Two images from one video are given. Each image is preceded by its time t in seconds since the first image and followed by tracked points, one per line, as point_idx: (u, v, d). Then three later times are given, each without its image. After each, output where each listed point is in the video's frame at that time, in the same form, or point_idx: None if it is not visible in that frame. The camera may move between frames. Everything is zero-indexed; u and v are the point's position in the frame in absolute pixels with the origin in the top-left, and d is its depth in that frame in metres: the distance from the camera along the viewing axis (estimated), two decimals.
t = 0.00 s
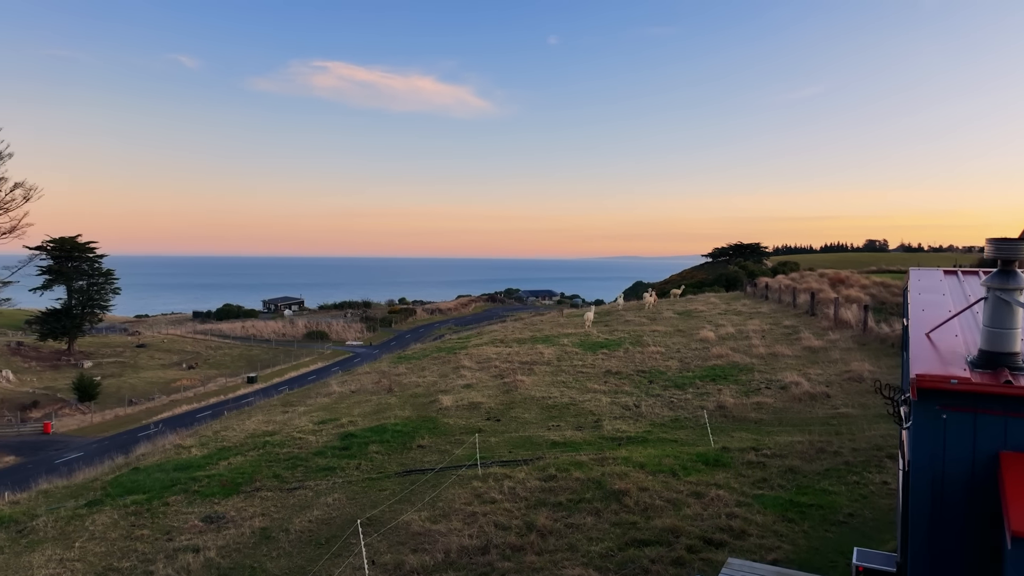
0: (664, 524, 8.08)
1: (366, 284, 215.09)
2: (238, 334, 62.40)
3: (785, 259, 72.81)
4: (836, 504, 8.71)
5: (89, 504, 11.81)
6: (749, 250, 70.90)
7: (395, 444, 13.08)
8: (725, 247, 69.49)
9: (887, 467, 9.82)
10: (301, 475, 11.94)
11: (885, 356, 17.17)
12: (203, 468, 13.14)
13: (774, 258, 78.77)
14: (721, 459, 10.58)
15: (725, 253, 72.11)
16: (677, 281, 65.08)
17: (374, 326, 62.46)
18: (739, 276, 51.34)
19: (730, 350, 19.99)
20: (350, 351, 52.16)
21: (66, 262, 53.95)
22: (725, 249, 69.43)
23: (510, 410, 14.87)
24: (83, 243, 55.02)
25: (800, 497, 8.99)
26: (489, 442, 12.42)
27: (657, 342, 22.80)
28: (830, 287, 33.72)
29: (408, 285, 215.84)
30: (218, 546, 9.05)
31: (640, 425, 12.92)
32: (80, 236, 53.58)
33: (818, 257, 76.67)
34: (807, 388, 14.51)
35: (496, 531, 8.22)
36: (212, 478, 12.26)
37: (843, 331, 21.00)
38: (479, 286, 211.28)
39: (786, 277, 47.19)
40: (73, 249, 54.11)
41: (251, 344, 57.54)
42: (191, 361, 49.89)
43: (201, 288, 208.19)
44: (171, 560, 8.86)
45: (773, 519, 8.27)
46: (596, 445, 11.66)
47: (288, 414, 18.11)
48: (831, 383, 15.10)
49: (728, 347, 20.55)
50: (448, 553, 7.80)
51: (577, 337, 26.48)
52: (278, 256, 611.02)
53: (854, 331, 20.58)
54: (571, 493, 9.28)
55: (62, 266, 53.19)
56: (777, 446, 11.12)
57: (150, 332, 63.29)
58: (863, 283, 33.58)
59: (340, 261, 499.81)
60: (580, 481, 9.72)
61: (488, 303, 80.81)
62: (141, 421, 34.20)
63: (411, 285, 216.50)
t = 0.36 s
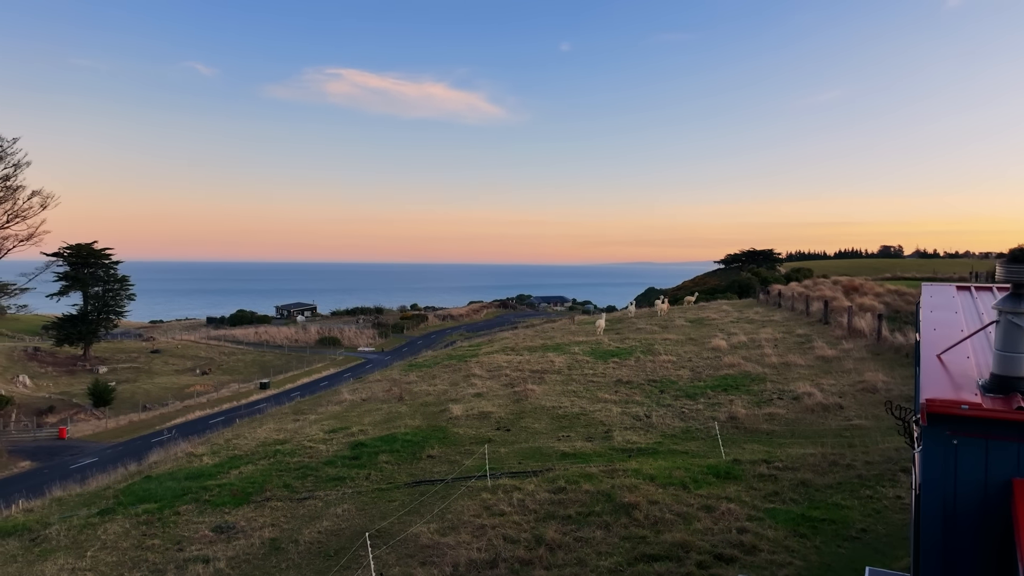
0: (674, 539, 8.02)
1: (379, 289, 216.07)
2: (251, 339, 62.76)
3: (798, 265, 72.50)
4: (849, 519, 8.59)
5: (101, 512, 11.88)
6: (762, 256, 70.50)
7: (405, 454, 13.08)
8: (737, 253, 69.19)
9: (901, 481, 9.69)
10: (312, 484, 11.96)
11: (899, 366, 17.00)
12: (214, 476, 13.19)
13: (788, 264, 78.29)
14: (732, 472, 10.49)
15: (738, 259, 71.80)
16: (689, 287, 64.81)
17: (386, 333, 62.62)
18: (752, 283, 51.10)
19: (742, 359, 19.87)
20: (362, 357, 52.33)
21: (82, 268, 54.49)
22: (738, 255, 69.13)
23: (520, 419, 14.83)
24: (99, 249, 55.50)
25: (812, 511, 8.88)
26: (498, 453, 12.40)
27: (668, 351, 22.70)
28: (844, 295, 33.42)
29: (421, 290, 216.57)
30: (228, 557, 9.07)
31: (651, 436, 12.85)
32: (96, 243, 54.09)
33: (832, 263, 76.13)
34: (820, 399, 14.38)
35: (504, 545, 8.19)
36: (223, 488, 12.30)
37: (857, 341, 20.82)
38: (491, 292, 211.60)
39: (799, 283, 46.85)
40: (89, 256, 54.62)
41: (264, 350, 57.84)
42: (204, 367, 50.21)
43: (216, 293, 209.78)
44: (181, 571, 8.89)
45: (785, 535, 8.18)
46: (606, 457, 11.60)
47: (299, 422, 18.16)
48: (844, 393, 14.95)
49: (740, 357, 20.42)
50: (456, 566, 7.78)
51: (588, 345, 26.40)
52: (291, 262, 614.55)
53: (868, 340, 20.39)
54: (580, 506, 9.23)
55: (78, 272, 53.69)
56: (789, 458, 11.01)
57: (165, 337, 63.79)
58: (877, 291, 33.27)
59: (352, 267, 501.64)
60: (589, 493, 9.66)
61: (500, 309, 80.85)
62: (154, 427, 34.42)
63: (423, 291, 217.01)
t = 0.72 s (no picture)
0: (683, 554, 7.96)
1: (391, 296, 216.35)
2: (264, 345, 63.06)
3: (812, 272, 71.89)
4: (862, 535, 8.49)
5: (113, 521, 11.94)
6: (776, 262, 70.06)
7: (415, 464, 13.08)
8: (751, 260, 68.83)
9: (916, 496, 9.55)
10: (322, 494, 11.98)
11: (914, 376, 16.81)
12: (225, 486, 13.25)
13: (802, 271, 77.68)
14: (743, 485, 10.41)
15: (751, 266, 71.41)
16: (702, 294, 64.43)
17: (398, 339, 62.75)
18: (765, 290, 50.76)
19: (754, 369, 19.72)
20: (374, 363, 52.40)
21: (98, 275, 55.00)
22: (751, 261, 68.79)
23: (530, 429, 14.79)
24: (115, 256, 56.04)
25: (824, 527, 8.78)
26: (508, 464, 12.37)
27: (680, 359, 22.58)
28: (859, 303, 33.07)
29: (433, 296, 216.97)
30: (237, 568, 9.09)
31: (662, 447, 12.79)
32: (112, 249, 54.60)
33: (847, 270, 75.46)
34: (833, 410, 14.24)
35: (513, 559, 8.16)
36: (234, 497, 12.33)
37: (871, 350, 20.63)
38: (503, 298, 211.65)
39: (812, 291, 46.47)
40: (105, 262, 55.11)
41: (276, 356, 58.09)
42: (217, 373, 50.50)
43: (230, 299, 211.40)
44: None
45: (796, 551, 8.08)
46: (617, 468, 11.55)
47: (310, 431, 18.20)
48: (858, 404, 14.79)
49: (752, 366, 20.27)
50: None
51: (600, 353, 26.30)
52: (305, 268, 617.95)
53: (883, 350, 20.19)
54: (590, 520, 9.19)
55: (94, 278, 54.23)
56: (801, 471, 10.92)
57: (179, 343, 64.18)
58: (892, 299, 32.91)
59: (365, 272, 503.37)
60: (599, 506, 9.60)
61: (512, 315, 80.88)
62: (168, 433, 34.60)
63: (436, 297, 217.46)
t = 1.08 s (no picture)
0: (693, 570, 7.87)
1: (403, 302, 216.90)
2: (277, 351, 63.35)
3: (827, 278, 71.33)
4: (876, 551, 8.37)
5: (124, 531, 11.99)
6: (789, 269, 69.59)
7: (424, 475, 13.05)
8: (764, 266, 68.44)
9: (931, 510, 9.41)
10: (331, 505, 11.99)
11: (929, 387, 16.60)
12: (236, 495, 13.28)
13: (816, 277, 77.07)
14: (754, 498, 10.31)
15: (764, 272, 70.95)
16: (715, 300, 64.07)
17: (410, 345, 62.82)
18: (778, 296, 50.40)
19: (767, 378, 19.56)
20: (385, 370, 52.49)
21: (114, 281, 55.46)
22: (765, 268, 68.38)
23: (540, 440, 14.73)
24: (130, 262, 56.49)
25: (837, 542, 8.68)
26: (517, 475, 12.32)
27: (691, 368, 22.44)
28: (873, 311, 32.72)
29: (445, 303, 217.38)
30: None
31: (673, 459, 12.70)
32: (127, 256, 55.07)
33: (862, 276, 74.78)
34: (846, 421, 14.09)
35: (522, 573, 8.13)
36: (245, 507, 12.36)
37: (885, 360, 20.41)
38: (515, 304, 211.53)
39: (827, 298, 46.08)
40: (120, 268, 55.58)
41: (289, 362, 58.32)
42: (230, 378, 50.75)
43: (244, 305, 212.73)
44: None
45: (808, 567, 7.97)
46: (627, 480, 11.49)
47: (321, 439, 18.23)
48: (872, 416, 14.63)
49: (765, 375, 20.11)
50: None
51: (611, 362, 26.18)
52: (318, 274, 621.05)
53: (897, 359, 19.97)
54: (599, 534, 9.13)
55: (109, 285, 54.69)
56: (814, 484, 10.81)
57: (192, 349, 64.55)
58: (908, 307, 32.54)
59: (378, 278, 505.22)
60: (609, 520, 9.54)
61: (524, 321, 80.79)
62: (181, 439, 34.79)
63: (448, 303, 217.76)
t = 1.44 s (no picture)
0: None
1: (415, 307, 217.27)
2: (289, 357, 63.60)
3: (840, 285, 70.81)
4: (889, 567, 8.25)
5: (135, 540, 12.04)
6: (802, 275, 69.20)
7: (434, 485, 13.02)
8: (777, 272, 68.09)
9: (946, 526, 9.28)
10: (341, 516, 11.98)
11: (944, 398, 16.41)
12: (246, 505, 13.32)
13: (829, 284, 76.56)
14: (766, 512, 10.21)
15: (777, 279, 70.56)
16: (727, 307, 63.75)
17: (421, 351, 62.90)
18: (791, 303, 50.07)
19: (779, 388, 19.40)
20: (397, 376, 52.58)
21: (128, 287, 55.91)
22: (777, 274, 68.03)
23: (550, 450, 14.67)
24: (144, 268, 56.94)
25: (849, 558, 8.57)
26: (527, 486, 12.27)
27: (703, 377, 22.29)
28: (887, 319, 32.42)
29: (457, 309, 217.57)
30: None
31: (683, 471, 12.61)
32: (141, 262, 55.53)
33: (876, 282, 74.19)
34: (859, 433, 13.94)
35: None
36: (254, 517, 12.38)
37: (899, 369, 20.20)
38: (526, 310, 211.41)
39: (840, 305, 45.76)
40: (134, 275, 56.02)
41: (300, 367, 58.52)
42: (242, 384, 50.98)
43: (257, 311, 213.90)
44: None
45: None
46: (637, 493, 11.42)
47: (331, 448, 18.25)
48: (886, 427, 14.48)
49: (777, 385, 19.95)
50: None
51: (622, 370, 26.06)
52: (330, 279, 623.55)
53: (912, 369, 19.76)
54: (608, 548, 9.07)
55: (124, 291, 55.14)
56: (826, 498, 10.69)
57: (205, 355, 64.93)
58: (922, 315, 32.23)
59: (389, 284, 506.40)
60: (618, 534, 9.48)
61: (535, 328, 80.70)
62: (193, 445, 34.96)
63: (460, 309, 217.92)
